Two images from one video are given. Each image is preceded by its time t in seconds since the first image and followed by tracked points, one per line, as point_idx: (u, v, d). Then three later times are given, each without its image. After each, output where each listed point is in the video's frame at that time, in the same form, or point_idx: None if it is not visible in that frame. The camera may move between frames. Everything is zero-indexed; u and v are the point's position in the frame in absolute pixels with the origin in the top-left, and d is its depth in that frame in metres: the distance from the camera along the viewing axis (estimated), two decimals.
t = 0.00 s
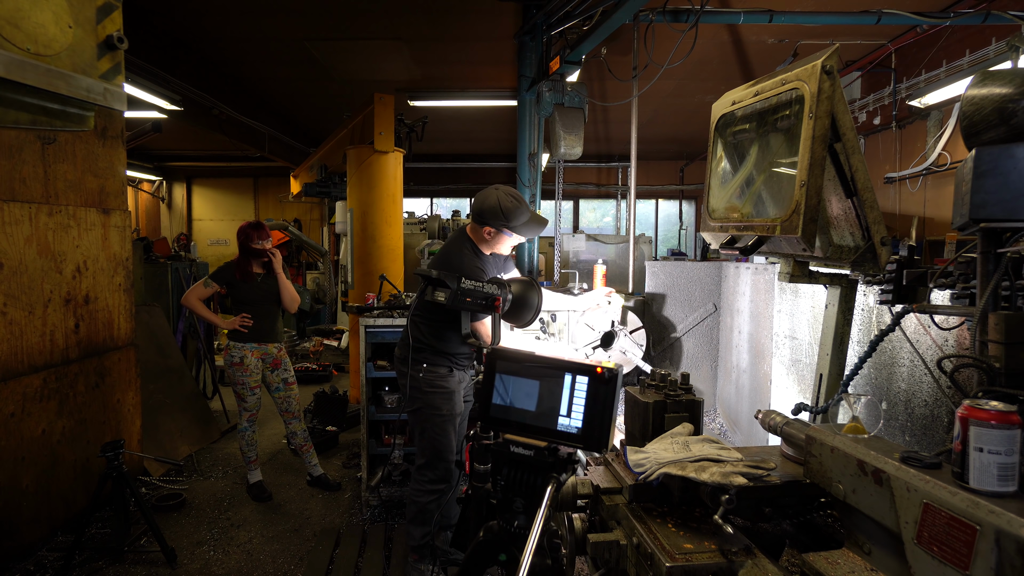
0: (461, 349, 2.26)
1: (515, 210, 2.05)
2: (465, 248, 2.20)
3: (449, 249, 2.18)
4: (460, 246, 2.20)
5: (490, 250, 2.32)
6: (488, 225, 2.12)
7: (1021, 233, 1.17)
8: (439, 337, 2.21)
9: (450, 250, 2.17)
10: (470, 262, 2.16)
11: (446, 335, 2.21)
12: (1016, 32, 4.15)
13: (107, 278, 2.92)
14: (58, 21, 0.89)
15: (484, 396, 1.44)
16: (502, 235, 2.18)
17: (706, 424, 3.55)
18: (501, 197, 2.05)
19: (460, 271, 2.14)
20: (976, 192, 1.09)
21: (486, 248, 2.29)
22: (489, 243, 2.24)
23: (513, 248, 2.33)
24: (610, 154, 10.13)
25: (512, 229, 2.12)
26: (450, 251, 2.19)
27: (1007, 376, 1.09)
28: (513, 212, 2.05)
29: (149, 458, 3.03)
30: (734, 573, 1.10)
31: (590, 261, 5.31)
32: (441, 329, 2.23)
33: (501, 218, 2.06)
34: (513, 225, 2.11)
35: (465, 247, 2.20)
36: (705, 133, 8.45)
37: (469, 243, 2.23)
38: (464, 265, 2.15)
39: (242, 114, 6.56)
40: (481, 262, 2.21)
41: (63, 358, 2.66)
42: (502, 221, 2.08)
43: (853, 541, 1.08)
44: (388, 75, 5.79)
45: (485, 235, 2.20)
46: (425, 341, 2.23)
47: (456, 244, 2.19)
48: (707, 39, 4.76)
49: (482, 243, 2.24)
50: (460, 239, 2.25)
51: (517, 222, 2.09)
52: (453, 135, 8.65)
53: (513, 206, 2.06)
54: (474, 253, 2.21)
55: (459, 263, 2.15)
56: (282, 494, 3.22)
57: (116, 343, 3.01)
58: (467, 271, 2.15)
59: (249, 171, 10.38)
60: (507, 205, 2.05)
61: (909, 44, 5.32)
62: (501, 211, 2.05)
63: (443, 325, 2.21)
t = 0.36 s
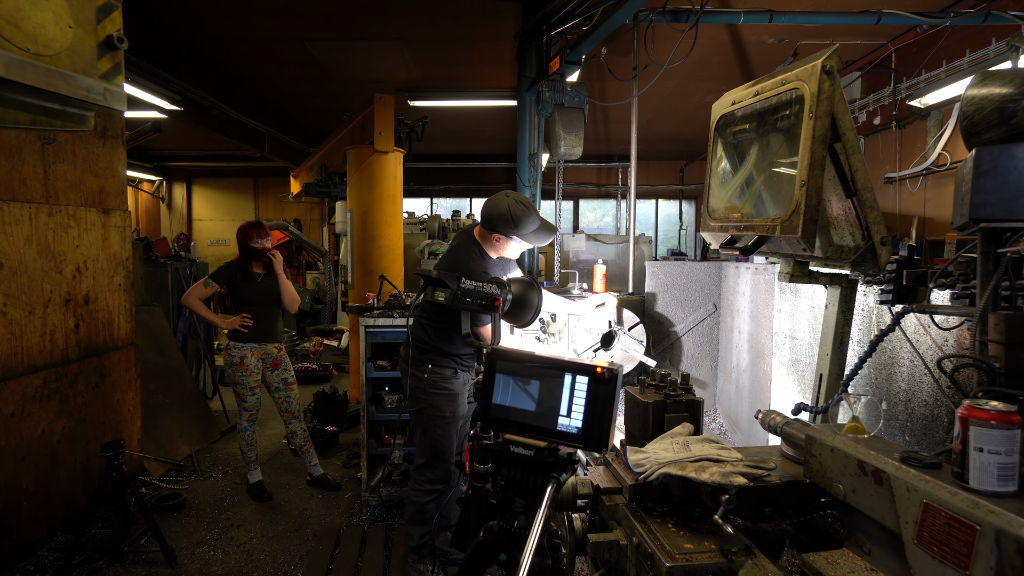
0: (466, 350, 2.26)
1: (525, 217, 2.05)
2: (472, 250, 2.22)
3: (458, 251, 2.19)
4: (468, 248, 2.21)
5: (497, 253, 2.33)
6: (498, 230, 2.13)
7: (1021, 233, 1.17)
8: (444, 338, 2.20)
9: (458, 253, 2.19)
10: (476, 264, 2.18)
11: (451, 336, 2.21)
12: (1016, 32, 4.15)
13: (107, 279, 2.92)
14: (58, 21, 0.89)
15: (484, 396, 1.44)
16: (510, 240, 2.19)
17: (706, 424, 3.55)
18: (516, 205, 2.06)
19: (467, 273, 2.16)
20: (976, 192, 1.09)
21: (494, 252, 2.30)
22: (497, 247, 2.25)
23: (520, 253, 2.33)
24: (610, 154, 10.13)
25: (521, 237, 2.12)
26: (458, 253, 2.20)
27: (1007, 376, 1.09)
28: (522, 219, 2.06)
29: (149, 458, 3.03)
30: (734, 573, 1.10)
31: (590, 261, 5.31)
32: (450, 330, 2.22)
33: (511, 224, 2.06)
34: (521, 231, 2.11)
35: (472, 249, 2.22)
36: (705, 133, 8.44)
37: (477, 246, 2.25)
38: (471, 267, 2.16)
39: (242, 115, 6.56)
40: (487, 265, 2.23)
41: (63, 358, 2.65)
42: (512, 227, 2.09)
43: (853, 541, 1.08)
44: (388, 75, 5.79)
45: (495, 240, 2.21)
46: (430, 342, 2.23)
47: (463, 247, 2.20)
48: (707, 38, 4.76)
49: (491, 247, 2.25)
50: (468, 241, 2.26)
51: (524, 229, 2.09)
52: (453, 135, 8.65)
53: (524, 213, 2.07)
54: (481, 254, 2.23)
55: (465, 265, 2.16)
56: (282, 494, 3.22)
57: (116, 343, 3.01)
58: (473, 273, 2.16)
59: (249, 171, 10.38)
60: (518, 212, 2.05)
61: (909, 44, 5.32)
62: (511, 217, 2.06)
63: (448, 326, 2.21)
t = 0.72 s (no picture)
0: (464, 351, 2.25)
1: (522, 207, 2.08)
2: (473, 249, 2.22)
3: (458, 251, 2.19)
4: (469, 248, 2.21)
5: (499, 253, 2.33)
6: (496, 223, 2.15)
7: (1021, 233, 1.17)
8: (442, 338, 2.19)
9: (459, 252, 2.18)
10: (476, 262, 2.18)
11: (449, 337, 2.20)
12: (1016, 32, 4.15)
13: (107, 278, 2.93)
14: (58, 21, 0.89)
15: (484, 396, 1.44)
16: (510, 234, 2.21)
17: (706, 424, 3.56)
18: (513, 198, 2.10)
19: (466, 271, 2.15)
20: (976, 192, 1.09)
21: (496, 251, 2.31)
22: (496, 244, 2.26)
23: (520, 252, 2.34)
24: (610, 154, 10.13)
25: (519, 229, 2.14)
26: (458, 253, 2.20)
27: (1007, 376, 1.09)
28: (520, 209, 2.08)
29: (149, 458, 3.03)
30: (734, 573, 1.10)
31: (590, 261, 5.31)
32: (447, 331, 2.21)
33: (509, 216, 2.09)
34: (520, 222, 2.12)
35: (473, 248, 2.22)
36: (704, 133, 8.45)
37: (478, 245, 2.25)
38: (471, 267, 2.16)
39: (242, 115, 6.56)
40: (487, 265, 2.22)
41: (63, 358, 2.65)
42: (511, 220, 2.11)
43: (853, 541, 1.08)
44: (388, 75, 5.79)
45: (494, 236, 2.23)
46: (428, 343, 2.22)
47: (464, 246, 2.20)
48: (707, 38, 4.76)
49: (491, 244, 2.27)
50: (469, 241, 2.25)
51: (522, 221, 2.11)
52: (453, 135, 8.65)
53: (522, 204, 2.10)
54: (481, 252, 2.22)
55: (465, 264, 2.16)
56: (282, 494, 3.22)
57: (116, 343, 3.00)
58: (472, 272, 2.15)
59: (249, 171, 10.38)
60: (516, 203, 2.08)
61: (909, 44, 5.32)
62: (508, 208, 2.09)
63: (447, 326, 2.20)
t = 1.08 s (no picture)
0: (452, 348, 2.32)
1: (519, 186, 2.18)
2: (469, 239, 2.31)
3: (455, 242, 2.29)
4: (462, 240, 2.30)
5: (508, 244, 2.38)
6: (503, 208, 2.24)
7: (1021, 233, 1.17)
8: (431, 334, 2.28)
9: (450, 243, 2.29)
10: (474, 248, 2.30)
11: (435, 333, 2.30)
12: (1016, 32, 4.15)
13: (107, 278, 2.93)
14: (58, 21, 0.89)
15: (484, 396, 1.44)
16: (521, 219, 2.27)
17: (706, 424, 3.56)
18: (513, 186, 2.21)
19: (450, 263, 2.27)
20: (976, 192, 1.08)
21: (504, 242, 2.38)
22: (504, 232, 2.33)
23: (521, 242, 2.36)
24: (611, 154, 10.13)
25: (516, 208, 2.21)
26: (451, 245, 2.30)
27: (1007, 376, 1.09)
28: (517, 189, 2.18)
29: (149, 458, 3.03)
30: (735, 573, 1.10)
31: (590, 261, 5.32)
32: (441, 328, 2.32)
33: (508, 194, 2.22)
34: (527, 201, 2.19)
35: (469, 238, 2.32)
36: (704, 133, 8.45)
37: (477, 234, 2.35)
38: (456, 259, 2.27)
39: (242, 115, 6.56)
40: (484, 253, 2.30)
41: (63, 358, 2.65)
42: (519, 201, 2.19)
43: (853, 541, 1.08)
44: (388, 75, 5.79)
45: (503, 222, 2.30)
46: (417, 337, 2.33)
47: (455, 238, 2.30)
48: (707, 38, 4.76)
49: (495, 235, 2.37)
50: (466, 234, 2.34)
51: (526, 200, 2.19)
52: (453, 135, 8.65)
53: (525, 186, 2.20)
54: (484, 241, 2.33)
55: (450, 258, 2.27)
56: (282, 494, 3.22)
57: (116, 343, 3.00)
58: (468, 261, 2.27)
59: (249, 171, 10.38)
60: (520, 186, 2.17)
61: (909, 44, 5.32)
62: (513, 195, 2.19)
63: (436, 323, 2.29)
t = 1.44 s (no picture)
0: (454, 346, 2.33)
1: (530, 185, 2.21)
2: (472, 237, 2.33)
3: (458, 239, 2.30)
4: (464, 238, 2.31)
5: (513, 244, 2.36)
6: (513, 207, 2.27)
7: (1021, 233, 1.17)
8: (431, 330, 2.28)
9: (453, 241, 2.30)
10: (476, 249, 2.30)
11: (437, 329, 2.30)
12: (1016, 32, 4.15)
13: (107, 278, 2.93)
14: (58, 21, 0.89)
15: (484, 396, 1.44)
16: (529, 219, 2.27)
17: (707, 424, 3.56)
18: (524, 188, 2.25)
19: (451, 261, 2.29)
20: (976, 192, 1.08)
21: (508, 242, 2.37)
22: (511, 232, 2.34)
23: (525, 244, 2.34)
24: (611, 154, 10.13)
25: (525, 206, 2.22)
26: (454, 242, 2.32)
27: (1007, 376, 1.09)
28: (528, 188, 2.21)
29: (149, 458, 3.03)
30: (734, 573, 1.10)
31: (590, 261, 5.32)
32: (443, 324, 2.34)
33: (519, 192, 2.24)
34: (536, 200, 2.21)
35: (472, 236, 2.33)
36: (704, 133, 8.45)
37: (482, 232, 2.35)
38: (457, 256, 2.29)
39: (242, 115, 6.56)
40: (485, 251, 2.30)
41: (63, 358, 2.66)
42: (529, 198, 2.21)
43: (853, 541, 1.08)
44: (388, 75, 5.79)
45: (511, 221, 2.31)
46: (418, 333, 2.33)
47: (459, 236, 2.31)
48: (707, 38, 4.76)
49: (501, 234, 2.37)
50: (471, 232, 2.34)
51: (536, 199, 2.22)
52: (453, 135, 8.65)
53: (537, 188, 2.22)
54: (487, 241, 2.33)
55: (451, 255, 2.30)
56: (282, 494, 3.22)
57: (116, 343, 3.01)
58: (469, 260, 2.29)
59: (249, 171, 10.38)
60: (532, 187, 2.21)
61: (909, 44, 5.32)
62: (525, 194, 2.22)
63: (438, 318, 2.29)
